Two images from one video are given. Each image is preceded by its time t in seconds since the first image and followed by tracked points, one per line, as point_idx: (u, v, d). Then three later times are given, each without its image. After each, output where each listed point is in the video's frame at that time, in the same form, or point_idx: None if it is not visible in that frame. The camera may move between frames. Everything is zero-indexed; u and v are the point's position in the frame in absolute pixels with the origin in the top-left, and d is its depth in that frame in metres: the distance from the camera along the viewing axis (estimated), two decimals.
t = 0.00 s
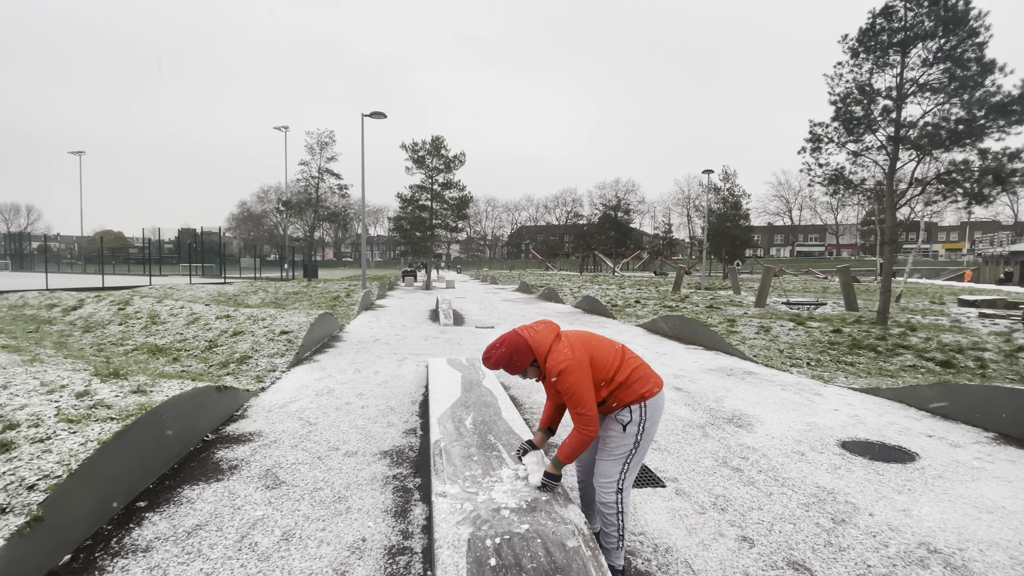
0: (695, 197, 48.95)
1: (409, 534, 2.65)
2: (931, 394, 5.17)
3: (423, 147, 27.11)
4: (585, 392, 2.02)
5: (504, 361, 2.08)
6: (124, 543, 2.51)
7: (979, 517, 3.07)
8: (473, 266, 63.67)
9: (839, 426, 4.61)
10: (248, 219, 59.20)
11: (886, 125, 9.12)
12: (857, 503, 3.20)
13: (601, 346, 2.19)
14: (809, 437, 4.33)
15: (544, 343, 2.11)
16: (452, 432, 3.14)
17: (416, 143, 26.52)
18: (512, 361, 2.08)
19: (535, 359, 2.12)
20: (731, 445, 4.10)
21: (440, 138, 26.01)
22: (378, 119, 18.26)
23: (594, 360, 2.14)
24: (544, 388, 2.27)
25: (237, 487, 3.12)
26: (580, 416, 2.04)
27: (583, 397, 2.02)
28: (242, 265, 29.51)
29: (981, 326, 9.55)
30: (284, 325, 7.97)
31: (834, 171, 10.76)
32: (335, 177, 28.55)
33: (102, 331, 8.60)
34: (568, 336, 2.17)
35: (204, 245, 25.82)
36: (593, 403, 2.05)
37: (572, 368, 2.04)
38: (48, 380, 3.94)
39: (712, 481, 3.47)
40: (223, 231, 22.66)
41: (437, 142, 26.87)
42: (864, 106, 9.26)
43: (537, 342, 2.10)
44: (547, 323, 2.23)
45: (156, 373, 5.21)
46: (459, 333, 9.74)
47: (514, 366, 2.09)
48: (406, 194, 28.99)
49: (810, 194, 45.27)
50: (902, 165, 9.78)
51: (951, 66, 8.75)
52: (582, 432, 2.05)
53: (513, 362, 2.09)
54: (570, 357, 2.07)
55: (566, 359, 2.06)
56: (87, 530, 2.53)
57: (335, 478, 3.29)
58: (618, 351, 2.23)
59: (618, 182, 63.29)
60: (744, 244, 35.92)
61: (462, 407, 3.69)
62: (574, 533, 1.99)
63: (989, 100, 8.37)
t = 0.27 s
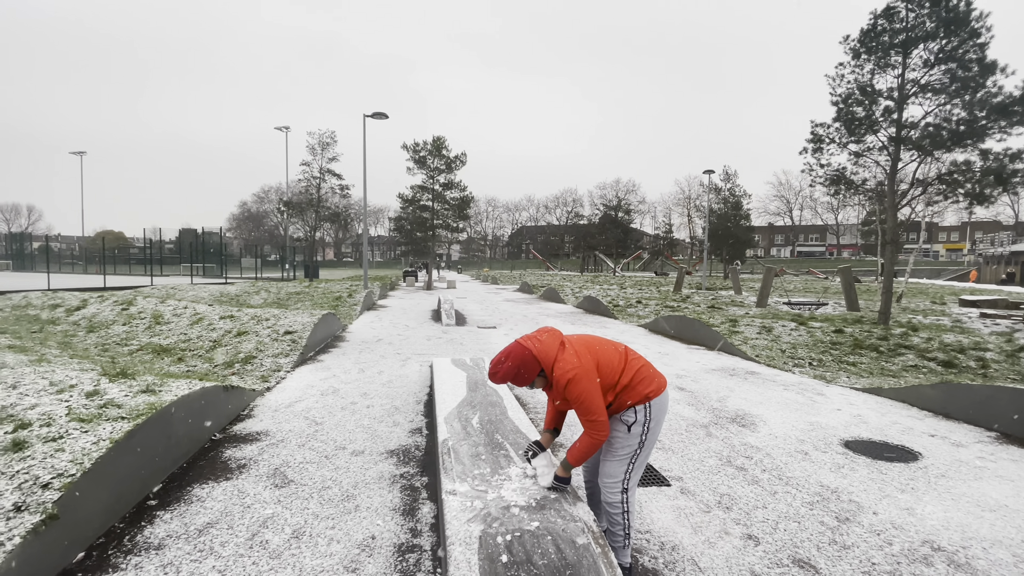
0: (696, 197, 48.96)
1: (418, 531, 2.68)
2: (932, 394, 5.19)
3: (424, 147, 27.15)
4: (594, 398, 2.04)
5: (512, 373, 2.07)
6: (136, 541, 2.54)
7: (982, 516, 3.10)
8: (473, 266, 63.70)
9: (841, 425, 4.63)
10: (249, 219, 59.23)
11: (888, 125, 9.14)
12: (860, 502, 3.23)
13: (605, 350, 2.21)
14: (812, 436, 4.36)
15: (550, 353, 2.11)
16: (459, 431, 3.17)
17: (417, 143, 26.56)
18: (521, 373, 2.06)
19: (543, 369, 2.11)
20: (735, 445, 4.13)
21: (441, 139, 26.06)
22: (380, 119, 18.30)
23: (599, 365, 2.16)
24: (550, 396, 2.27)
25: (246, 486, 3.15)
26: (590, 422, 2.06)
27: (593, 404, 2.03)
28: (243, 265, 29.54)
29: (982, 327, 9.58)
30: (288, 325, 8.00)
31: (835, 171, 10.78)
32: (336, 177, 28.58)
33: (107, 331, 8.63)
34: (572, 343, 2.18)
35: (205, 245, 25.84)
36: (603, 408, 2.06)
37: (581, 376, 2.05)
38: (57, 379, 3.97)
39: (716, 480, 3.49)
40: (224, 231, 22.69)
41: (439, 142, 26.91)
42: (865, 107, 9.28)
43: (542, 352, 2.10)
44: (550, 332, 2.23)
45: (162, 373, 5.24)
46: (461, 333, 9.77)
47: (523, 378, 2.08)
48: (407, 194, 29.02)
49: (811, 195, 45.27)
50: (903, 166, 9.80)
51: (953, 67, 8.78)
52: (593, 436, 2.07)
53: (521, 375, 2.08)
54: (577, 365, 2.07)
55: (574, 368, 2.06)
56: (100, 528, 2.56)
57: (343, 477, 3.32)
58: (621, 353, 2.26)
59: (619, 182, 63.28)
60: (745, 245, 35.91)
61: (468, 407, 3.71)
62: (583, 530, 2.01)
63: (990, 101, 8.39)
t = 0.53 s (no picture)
0: (696, 197, 48.99)
1: (425, 530, 2.71)
2: (933, 394, 5.22)
3: (425, 148, 27.20)
4: (603, 403, 2.07)
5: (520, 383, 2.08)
6: (147, 539, 2.57)
7: (982, 514, 3.13)
8: (473, 266, 63.71)
9: (843, 425, 4.66)
10: (249, 219, 59.26)
11: (888, 126, 9.17)
12: (862, 500, 3.26)
13: (612, 354, 2.23)
14: (813, 435, 4.40)
15: (559, 360, 2.13)
16: (464, 431, 3.20)
17: (418, 144, 26.60)
18: (530, 382, 2.08)
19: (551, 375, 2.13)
20: (737, 444, 4.16)
21: (442, 139, 26.11)
22: (381, 120, 18.34)
23: (607, 369, 2.18)
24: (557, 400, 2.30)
25: (254, 484, 3.18)
26: (598, 426, 2.10)
27: (602, 408, 2.06)
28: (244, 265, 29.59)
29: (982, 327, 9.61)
30: (291, 325, 8.04)
31: (836, 172, 10.81)
32: (337, 177, 28.63)
33: (110, 331, 8.67)
34: (579, 349, 2.19)
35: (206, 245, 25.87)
36: (611, 413, 2.10)
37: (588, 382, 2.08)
38: (65, 379, 4.01)
39: (719, 479, 3.53)
40: (225, 231, 22.73)
41: (440, 142, 26.95)
42: (866, 107, 9.31)
43: (551, 360, 2.12)
44: (556, 338, 2.24)
45: (167, 373, 5.27)
46: (463, 333, 9.80)
47: (532, 386, 2.10)
48: (408, 195, 29.06)
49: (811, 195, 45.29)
50: (904, 166, 9.84)
51: (953, 67, 8.80)
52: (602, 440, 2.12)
53: (531, 383, 2.10)
54: (586, 372, 2.09)
55: (583, 375, 2.08)
56: (111, 526, 2.59)
57: (350, 476, 3.35)
58: (626, 355, 2.28)
59: (619, 182, 63.27)
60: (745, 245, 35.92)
61: (473, 406, 3.74)
62: (590, 528, 2.04)
63: (990, 101, 8.42)
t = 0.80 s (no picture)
0: (696, 197, 49.03)
1: (430, 528, 2.74)
2: (933, 394, 5.26)
3: (425, 148, 27.24)
4: (610, 401, 2.11)
5: (527, 377, 2.12)
6: (155, 537, 2.60)
7: (981, 513, 3.16)
8: (474, 266, 63.74)
9: (843, 425, 4.69)
10: (249, 219, 59.30)
11: (888, 127, 9.20)
12: (862, 500, 3.29)
13: (617, 353, 2.27)
14: (813, 435, 4.43)
15: (566, 357, 2.17)
16: (467, 431, 3.23)
17: (418, 144, 26.64)
18: (536, 377, 2.11)
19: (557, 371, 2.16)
20: (737, 444, 4.19)
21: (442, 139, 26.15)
22: (381, 121, 18.37)
23: (613, 367, 2.22)
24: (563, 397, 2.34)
25: (259, 484, 3.21)
26: (604, 425, 2.13)
27: (608, 406, 2.10)
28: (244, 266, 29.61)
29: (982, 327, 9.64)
30: (293, 326, 8.07)
31: (836, 172, 10.84)
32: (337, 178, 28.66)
33: (113, 332, 8.71)
34: (585, 347, 2.24)
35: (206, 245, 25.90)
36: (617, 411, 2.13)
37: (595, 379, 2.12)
38: (70, 380, 4.04)
39: (720, 478, 3.56)
40: (226, 232, 22.75)
41: (440, 143, 27.00)
42: (865, 108, 9.35)
43: (558, 356, 2.16)
44: (564, 336, 2.28)
45: (172, 374, 5.31)
46: (464, 333, 9.83)
47: (539, 381, 2.13)
48: (409, 195, 29.10)
49: (811, 195, 45.33)
50: (903, 167, 9.87)
51: (952, 69, 8.83)
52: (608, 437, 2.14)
53: (538, 379, 2.14)
54: (592, 370, 2.14)
55: (590, 372, 2.12)
56: (119, 525, 2.62)
57: (354, 476, 3.38)
58: (632, 355, 2.32)
59: (619, 182, 63.31)
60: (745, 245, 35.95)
61: (475, 406, 3.77)
62: (593, 526, 2.08)
63: (989, 103, 8.46)
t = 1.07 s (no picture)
0: (696, 198, 49.08)
1: (430, 529, 2.76)
2: (931, 395, 5.28)
3: (425, 149, 27.29)
4: (616, 375, 2.16)
5: (534, 340, 2.18)
6: (158, 538, 2.62)
7: (977, 513, 3.19)
8: (474, 267, 63.77)
9: (841, 426, 4.72)
10: (250, 220, 59.36)
11: (886, 129, 9.23)
12: (859, 500, 3.31)
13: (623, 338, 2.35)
14: (811, 436, 4.45)
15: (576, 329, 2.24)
16: (467, 432, 3.25)
17: (418, 145, 26.69)
18: (545, 341, 2.17)
19: (565, 342, 2.23)
20: (736, 445, 4.21)
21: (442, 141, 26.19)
22: (381, 122, 18.41)
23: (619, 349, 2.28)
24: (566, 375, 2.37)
25: (260, 485, 3.24)
26: (608, 398, 2.16)
27: (614, 379, 2.14)
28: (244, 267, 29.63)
29: (980, 328, 9.67)
30: (293, 327, 8.09)
31: (834, 174, 10.88)
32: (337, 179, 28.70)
33: (113, 333, 8.73)
34: (595, 326, 2.31)
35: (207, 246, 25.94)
36: (623, 387, 2.17)
37: (602, 353, 2.17)
38: (73, 381, 4.07)
39: (718, 479, 3.58)
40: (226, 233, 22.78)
41: (440, 144, 27.06)
42: (864, 110, 9.38)
43: (569, 327, 2.23)
44: (575, 314, 2.36)
45: (174, 375, 5.34)
46: (464, 334, 9.86)
47: (546, 347, 2.19)
48: (409, 196, 29.15)
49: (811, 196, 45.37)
50: (902, 169, 9.91)
51: (950, 71, 8.87)
52: (611, 412, 2.17)
53: (547, 344, 2.19)
54: (601, 344, 2.20)
55: (599, 345, 2.19)
56: (122, 526, 2.64)
57: (355, 477, 3.40)
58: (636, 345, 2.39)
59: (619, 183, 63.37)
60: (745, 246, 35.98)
61: (475, 408, 3.80)
62: (591, 526, 2.10)
63: (987, 105, 8.50)
